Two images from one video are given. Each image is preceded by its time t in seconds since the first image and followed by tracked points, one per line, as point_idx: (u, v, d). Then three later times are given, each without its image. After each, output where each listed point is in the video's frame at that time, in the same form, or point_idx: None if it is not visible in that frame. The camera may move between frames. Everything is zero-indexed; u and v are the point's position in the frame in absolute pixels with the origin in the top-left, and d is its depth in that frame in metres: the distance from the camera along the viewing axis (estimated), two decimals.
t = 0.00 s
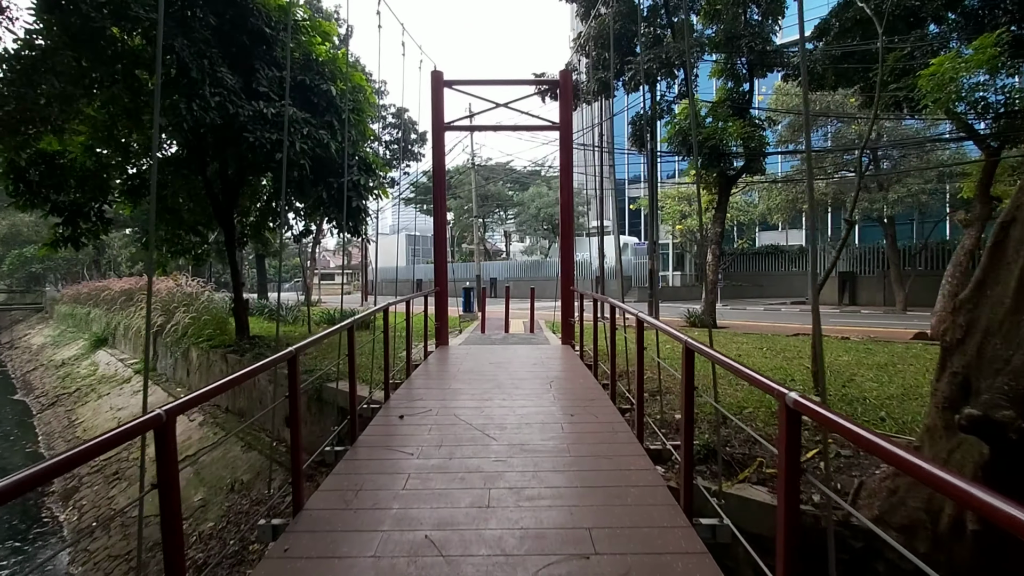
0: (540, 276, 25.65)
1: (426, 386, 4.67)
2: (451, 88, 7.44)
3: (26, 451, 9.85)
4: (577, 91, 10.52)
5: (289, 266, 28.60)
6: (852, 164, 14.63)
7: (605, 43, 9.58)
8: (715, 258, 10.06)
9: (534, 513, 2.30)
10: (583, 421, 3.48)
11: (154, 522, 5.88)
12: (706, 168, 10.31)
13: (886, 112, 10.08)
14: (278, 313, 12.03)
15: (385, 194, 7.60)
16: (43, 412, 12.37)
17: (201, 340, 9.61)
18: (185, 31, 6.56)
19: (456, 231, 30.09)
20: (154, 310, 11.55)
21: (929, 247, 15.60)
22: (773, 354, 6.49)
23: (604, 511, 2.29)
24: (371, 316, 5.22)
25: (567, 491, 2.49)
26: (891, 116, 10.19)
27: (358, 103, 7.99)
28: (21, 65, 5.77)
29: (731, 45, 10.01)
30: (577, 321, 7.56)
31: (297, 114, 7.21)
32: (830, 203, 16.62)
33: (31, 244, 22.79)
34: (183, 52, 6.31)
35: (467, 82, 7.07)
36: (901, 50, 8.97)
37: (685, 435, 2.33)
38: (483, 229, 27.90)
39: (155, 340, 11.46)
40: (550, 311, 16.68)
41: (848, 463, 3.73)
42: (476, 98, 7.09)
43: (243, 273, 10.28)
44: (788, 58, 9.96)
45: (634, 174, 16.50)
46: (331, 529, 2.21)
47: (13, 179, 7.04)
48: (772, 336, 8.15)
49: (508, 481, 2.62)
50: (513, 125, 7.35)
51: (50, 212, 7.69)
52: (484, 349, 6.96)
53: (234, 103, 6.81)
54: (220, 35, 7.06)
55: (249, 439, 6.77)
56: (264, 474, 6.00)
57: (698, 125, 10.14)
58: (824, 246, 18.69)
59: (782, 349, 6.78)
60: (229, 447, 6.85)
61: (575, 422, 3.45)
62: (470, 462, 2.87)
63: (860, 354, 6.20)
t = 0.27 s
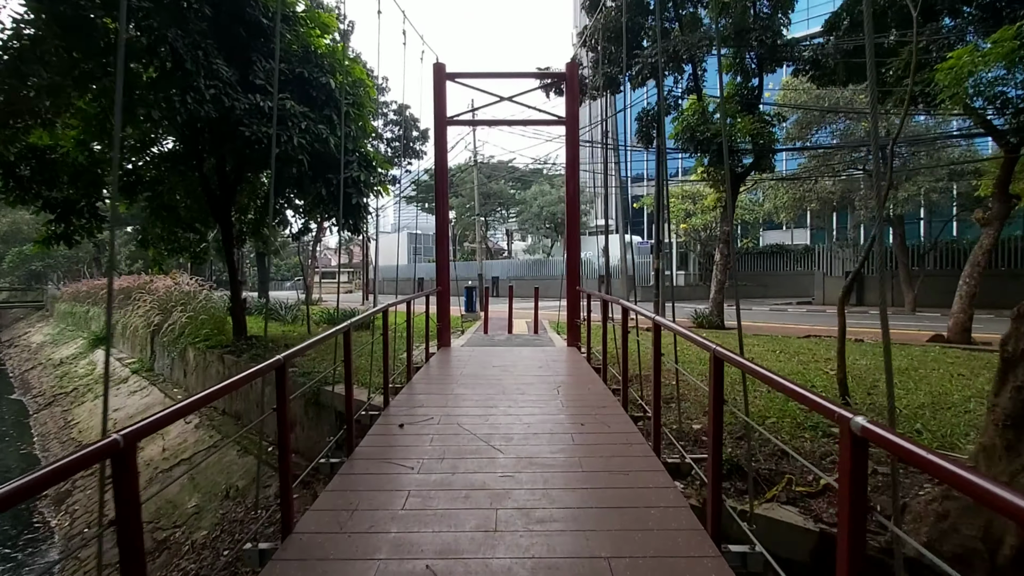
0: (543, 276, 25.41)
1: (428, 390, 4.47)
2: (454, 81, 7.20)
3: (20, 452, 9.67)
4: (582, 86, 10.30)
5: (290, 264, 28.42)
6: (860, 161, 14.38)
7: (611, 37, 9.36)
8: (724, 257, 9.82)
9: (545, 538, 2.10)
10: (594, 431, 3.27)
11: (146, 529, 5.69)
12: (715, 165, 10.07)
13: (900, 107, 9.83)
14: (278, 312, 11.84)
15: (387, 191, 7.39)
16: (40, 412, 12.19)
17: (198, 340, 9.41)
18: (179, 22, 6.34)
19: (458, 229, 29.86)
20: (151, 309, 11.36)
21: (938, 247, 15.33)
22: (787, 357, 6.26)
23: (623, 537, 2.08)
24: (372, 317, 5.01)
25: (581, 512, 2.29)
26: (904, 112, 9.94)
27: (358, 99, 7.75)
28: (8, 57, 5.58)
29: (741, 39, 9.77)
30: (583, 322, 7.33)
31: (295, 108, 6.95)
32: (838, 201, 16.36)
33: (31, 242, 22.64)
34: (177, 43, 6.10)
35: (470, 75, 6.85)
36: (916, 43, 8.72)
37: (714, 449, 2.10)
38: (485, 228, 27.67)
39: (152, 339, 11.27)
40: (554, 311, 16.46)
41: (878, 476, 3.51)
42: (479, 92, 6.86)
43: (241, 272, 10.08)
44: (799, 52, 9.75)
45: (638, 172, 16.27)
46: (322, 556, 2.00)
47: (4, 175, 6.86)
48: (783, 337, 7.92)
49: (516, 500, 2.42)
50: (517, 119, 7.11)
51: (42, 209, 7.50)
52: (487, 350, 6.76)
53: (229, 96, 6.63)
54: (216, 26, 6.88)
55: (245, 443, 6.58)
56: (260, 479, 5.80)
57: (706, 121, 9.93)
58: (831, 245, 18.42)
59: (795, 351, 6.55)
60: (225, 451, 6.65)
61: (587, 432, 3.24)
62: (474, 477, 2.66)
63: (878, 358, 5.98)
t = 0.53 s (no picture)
0: (543, 274, 25.22)
1: (425, 394, 4.28)
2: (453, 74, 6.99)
3: (11, 453, 9.49)
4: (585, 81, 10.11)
5: (288, 262, 28.24)
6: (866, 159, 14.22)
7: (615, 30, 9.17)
8: (728, 255, 9.62)
9: (551, 563, 1.92)
10: (600, 439, 3.09)
11: (135, 535, 5.52)
12: (719, 162, 9.88)
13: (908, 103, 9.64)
14: (274, 311, 11.65)
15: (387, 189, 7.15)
16: (33, 412, 12.01)
17: (192, 340, 9.22)
18: (170, 13, 6.15)
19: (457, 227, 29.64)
20: (145, 308, 11.17)
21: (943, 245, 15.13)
22: (796, 359, 6.08)
23: (636, 563, 1.91)
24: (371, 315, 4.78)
25: (589, 532, 2.11)
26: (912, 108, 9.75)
27: (355, 92, 7.53)
28: None
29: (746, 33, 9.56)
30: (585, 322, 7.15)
31: (290, 101, 6.73)
32: (841, 199, 16.16)
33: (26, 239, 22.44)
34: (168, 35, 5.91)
35: (470, 68, 6.64)
36: (926, 37, 8.53)
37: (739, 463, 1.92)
38: (484, 226, 27.49)
39: (146, 338, 11.09)
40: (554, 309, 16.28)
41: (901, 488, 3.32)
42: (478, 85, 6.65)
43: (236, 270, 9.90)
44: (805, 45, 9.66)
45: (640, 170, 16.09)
46: None
47: None
48: (789, 338, 7.74)
49: (518, 518, 2.24)
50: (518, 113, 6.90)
51: (31, 205, 7.32)
52: (487, 351, 6.56)
53: (222, 89, 6.44)
54: (209, 18, 6.68)
55: (238, 446, 6.40)
56: (253, 484, 5.64)
57: (711, 116, 9.78)
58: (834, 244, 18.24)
59: (804, 352, 6.37)
60: (217, 455, 6.48)
61: (593, 441, 3.07)
62: (474, 492, 2.49)
63: (890, 360, 5.80)
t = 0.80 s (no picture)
0: (542, 271, 25.02)
1: (420, 395, 4.07)
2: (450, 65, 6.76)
3: None
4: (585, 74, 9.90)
5: (286, 260, 28.01)
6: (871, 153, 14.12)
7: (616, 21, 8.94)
8: (731, 251, 9.41)
9: None
10: (606, 445, 2.90)
11: (121, 541, 5.33)
12: (723, 156, 9.67)
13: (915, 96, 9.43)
14: (269, 309, 11.43)
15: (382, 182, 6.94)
16: (23, 412, 11.80)
17: (184, 338, 9.02)
18: None
19: (456, 224, 29.41)
20: (137, 306, 10.96)
21: (947, 242, 14.95)
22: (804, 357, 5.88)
23: None
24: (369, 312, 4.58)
25: (598, 552, 1.92)
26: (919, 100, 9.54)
27: (350, 84, 7.31)
28: None
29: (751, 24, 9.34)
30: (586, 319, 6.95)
31: (281, 92, 6.49)
32: (845, 195, 15.96)
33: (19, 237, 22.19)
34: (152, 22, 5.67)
35: (468, 58, 6.43)
36: (935, 28, 8.31)
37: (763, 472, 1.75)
38: (483, 223, 27.27)
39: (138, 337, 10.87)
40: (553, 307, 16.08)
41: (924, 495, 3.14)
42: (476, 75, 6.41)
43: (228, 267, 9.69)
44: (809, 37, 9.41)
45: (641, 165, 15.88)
46: None
47: None
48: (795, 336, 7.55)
49: (519, 534, 2.05)
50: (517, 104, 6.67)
51: (15, 200, 7.09)
52: (485, 350, 6.36)
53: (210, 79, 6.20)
54: (197, 5, 6.45)
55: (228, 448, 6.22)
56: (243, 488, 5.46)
57: (714, 109, 9.53)
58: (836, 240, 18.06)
59: (812, 351, 6.18)
60: (207, 457, 6.29)
61: (598, 447, 2.87)
62: (470, 504, 2.29)
63: (903, 358, 5.60)
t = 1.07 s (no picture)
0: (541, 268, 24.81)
1: (412, 401, 3.86)
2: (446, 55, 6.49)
3: None
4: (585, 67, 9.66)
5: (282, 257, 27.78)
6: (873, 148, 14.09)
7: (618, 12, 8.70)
8: (735, 248, 9.20)
9: None
10: (610, 458, 2.70)
11: (103, 552, 5.13)
12: (726, 151, 9.45)
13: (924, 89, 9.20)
14: (262, 308, 11.21)
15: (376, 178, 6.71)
16: (13, 412, 11.60)
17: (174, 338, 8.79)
18: None
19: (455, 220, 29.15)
20: (127, 304, 10.73)
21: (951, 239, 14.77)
22: (813, 360, 5.68)
23: None
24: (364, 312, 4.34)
25: None
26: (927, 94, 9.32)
27: (343, 75, 7.06)
28: None
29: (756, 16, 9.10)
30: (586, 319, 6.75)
31: (271, 84, 6.24)
32: (847, 191, 15.75)
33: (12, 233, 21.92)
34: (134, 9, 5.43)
35: (465, 48, 6.17)
36: (945, 19, 8.08)
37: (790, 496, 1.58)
38: (481, 219, 27.04)
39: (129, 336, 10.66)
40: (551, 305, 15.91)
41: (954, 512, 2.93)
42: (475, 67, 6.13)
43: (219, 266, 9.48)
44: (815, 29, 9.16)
45: (641, 161, 15.68)
46: None
47: None
48: (801, 336, 7.35)
49: (516, 565, 1.85)
50: (516, 97, 6.40)
51: None
52: (482, 351, 6.15)
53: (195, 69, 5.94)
54: None
55: (217, 453, 6.02)
56: (230, 496, 5.25)
57: (718, 104, 9.29)
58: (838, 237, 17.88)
59: (820, 353, 5.98)
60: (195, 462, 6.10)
61: (602, 461, 2.66)
62: (463, 528, 2.09)
63: (914, 360, 5.41)
